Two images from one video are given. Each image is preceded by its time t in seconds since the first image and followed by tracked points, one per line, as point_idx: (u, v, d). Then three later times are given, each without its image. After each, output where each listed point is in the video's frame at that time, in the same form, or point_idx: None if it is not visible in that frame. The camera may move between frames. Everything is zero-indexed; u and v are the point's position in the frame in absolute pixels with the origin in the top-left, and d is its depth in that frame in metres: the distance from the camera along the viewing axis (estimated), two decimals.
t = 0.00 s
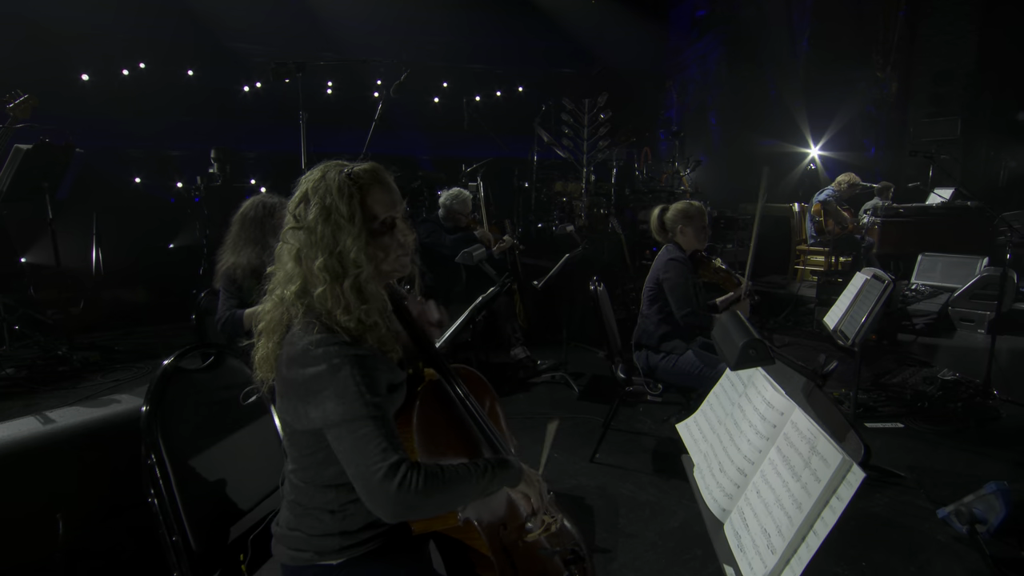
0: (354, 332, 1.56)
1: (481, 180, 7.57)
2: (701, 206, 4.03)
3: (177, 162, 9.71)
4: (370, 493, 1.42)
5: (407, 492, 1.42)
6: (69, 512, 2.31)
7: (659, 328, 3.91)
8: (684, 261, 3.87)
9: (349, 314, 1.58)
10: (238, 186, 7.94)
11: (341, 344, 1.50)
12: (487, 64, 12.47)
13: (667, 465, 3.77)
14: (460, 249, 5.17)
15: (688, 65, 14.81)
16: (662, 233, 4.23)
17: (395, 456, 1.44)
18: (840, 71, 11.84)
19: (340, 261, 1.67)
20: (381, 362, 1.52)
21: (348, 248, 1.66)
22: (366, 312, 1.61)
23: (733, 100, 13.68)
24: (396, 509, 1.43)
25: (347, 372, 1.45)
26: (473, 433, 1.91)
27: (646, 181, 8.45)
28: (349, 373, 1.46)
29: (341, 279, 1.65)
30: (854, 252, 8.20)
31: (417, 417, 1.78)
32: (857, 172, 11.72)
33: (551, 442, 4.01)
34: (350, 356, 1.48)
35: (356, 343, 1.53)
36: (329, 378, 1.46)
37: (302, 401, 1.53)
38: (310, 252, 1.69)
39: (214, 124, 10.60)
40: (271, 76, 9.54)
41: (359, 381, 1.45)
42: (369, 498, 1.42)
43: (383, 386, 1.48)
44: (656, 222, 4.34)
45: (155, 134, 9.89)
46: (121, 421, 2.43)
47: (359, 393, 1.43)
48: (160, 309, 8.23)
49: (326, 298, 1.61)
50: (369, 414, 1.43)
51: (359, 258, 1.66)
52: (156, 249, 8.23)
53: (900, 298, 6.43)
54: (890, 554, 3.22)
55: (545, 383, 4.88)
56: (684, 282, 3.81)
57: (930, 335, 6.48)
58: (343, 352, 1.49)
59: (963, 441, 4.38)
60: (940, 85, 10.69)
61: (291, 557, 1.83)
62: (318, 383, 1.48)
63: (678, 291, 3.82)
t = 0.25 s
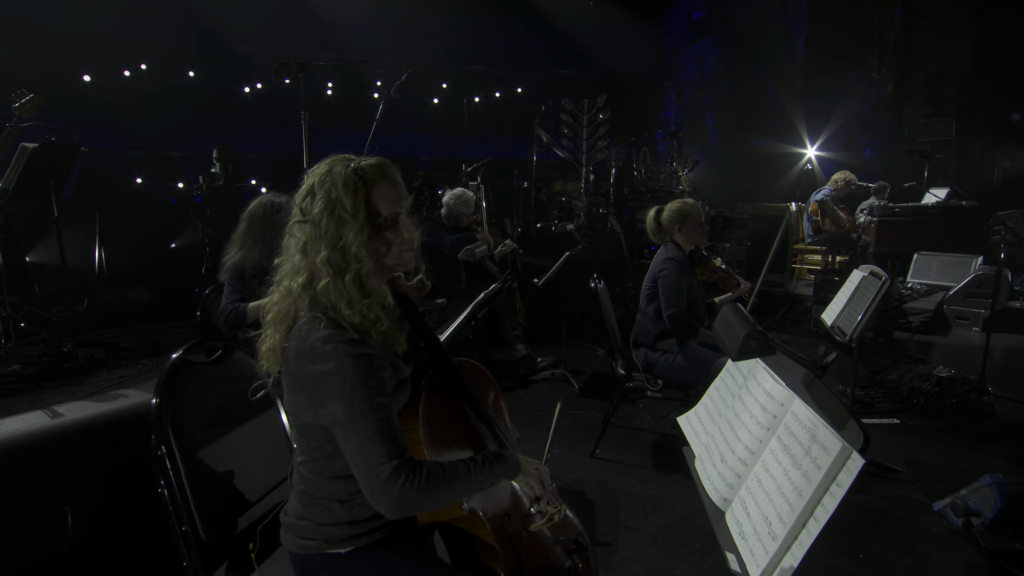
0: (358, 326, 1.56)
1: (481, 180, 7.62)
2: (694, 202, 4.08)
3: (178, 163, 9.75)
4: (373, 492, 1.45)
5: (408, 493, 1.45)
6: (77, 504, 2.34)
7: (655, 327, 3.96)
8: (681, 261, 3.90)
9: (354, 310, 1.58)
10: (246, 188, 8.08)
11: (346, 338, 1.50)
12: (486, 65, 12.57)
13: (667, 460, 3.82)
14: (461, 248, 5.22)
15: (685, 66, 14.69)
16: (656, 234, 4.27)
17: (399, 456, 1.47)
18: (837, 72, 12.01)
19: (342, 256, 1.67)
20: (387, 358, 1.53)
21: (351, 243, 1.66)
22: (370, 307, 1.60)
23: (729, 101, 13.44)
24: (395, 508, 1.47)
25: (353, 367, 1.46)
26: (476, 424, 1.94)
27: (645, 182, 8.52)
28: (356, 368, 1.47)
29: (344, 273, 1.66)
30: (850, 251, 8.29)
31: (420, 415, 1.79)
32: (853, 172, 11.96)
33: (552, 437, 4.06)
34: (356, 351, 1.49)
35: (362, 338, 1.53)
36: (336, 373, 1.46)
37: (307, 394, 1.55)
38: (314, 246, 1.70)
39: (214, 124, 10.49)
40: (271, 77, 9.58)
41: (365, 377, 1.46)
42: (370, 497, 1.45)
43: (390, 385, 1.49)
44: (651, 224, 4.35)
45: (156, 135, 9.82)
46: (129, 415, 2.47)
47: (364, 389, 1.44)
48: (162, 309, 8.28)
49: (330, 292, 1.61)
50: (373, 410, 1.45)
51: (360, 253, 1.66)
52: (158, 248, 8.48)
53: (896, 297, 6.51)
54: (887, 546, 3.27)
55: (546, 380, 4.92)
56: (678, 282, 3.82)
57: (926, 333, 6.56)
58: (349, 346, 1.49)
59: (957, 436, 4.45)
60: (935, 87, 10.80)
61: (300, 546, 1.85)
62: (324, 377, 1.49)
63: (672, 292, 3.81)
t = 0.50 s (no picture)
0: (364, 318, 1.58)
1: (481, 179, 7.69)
2: (691, 200, 4.13)
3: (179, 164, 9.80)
4: (394, 466, 1.47)
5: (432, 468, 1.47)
6: (83, 499, 2.34)
7: (653, 325, 4.01)
8: (679, 261, 3.92)
9: (360, 304, 1.60)
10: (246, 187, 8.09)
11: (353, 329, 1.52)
12: (485, 66, 12.66)
13: (666, 455, 3.86)
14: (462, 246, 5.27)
15: (682, 66, 14.89)
16: (653, 234, 4.30)
17: (418, 434, 1.49)
18: (834, 73, 12.11)
19: (353, 251, 1.67)
20: (394, 347, 1.55)
21: (362, 239, 1.66)
22: (376, 302, 1.63)
23: (727, 100, 13.56)
24: (420, 484, 1.48)
25: (364, 353, 1.48)
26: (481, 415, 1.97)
27: (643, 182, 8.60)
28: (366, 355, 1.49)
29: (354, 269, 1.66)
30: (846, 250, 8.38)
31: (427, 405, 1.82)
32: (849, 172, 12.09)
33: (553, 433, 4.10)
34: (364, 339, 1.51)
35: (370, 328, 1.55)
36: (346, 360, 1.49)
37: (314, 381, 1.57)
38: (324, 238, 1.69)
39: (214, 124, 10.57)
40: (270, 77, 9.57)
41: (374, 363, 1.48)
42: (394, 474, 1.46)
43: (399, 371, 1.52)
44: (647, 223, 4.36)
45: (157, 134, 9.86)
46: (135, 409, 2.50)
47: (374, 375, 1.46)
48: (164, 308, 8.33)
49: (337, 286, 1.63)
50: (384, 395, 1.47)
51: (371, 250, 1.66)
52: (158, 248, 8.49)
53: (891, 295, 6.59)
54: (882, 539, 3.32)
55: (546, 377, 4.97)
56: (676, 280, 3.85)
57: (921, 331, 6.65)
58: (358, 335, 1.51)
59: (952, 431, 4.51)
60: (930, 88, 10.88)
61: (307, 536, 1.88)
62: (333, 364, 1.51)
63: (669, 290, 3.83)
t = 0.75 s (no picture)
0: (371, 319, 1.59)
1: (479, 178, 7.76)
2: (687, 200, 4.17)
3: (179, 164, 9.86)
4: (367, 477, 1.50)
5: (397, 483, 1.49)
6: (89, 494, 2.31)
7: (651, 323, 4.05)
8: (676, 259, 3.97)
9: (371, 304, 1.60)
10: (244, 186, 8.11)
11: (355, 331, 1.53)
12: (483, 66, 12.78)
13: (665, 451, 3.90)
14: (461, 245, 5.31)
15: (677, 68, 15.24)
16: (651, 233, 4.35)
17: (394, 447, 1.51)
18: (829, 73, 12.14)
19: (377, 250, 1.69)
20: (393, 353, 1.56)
21: (388, 240, 1.68)
22: (388, 303, 1.62)
23: (723, 100, 13.80)
24: (384, 493, 1.51)
25: (359, 359, 1.50)
26: (481, 414, 2.00)
27: (640, 182, 8.68)
28: (362, 361, 1.50)
29: (375, 267, 1.67)
30: (842, 249, 8.46)
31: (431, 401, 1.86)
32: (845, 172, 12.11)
33: (553, 428, 4.14)
34: (364, 344, 1.52)
35: (372, 332, 1.56)
36: (341, 363, 1.50)
37: (312, 379, 1.58)
38: (349, 234, 1.70)
39: (214, 124, 10.71)
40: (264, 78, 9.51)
41: (369, 370, 1.49)
42: (362, 481, 1.50)
43: (393, 379, 1.53)
44: (644, 223, 4.42)
45: (157, 135, 9.92)
46: (141, 402, 2.49)
47: (364, 383, 1.47)
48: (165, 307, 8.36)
49: (355, 283, 1.65)
50: (372, 404, 1.48)
51: (396, 252, 1.68)
52: (159, 247, 8.50)
53: (886, 293, 6.66)
54: (879, 532, 3.36)
55: (545, 375, 5.02)
56: (673, 278, 3.89)
57: (916, 329, 6.73)
58: (359, 338, 1.53)
59: (947, 427, 4.56)
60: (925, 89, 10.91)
61: (311, 526, 1.89)
62: (329, 365, 1.52)
63: (667, 289, 3.87)
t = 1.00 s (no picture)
0: (381, 306, 1.63)
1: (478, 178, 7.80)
2: (686, 199, 4.22)
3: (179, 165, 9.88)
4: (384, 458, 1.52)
5: (419, 463, 1.53)
6: (93, 488, 2.33)
7: (649, 320, 4.10)
8: (673, 258, 4.03)
9: (380, 291, 1.64)
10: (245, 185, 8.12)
11: (367, 318, 1.57)
12: (481, 68, 12.82)
13: (663, 447, 3.94)
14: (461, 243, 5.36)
15: (675, 69, 14.92)
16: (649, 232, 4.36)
17: (414, 429, 1.54)
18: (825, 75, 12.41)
19: (385, 238, 1.73)
20: (404, 339, 1.60)
21: (397, 229, 1.73)
22: (396, 289, 1.66)
23: (720, 101, 13.69)
24: (405, 475, 1.54)
25: (373, 343, 1.53)
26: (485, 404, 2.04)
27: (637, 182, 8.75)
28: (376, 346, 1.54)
29: (383, 255, 1.71)
30: (837, 249, 8.56)
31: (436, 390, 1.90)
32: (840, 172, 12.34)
33: (552, 425, 4.19)
34: (377, 330, 1.56)
35: (384, 319, 1.60)
36: (354, 348, 1.53)
37: (322, 366, 1.61)
38: (359, 222, 1.74)
39: (213, 124, 10.72)
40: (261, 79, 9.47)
41: (383, 355, 1.53)
42: (386, 463, 1.52)
43: (406, 364, 1.57)
44: (642, 221, 4.41)
45: (156, 135, 9.82)
46: (146, 399, 2.50)
47: (380, 367, 1.51)
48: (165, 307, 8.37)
49: (363, 270, 1.68)
50: (387, 387, 1.52)
51: (404, 241, 1.73)
52: (159, 246, 8.54)
53: (881, 292, 6.73)
54: (874, 525, 3.41)
55: (545, 372, 5.06)
56: (671, 276, 3.94)
57: (910, 326, 6.81)
58: (371, 325, 1.57)
59: (940, 422, 4.63)
60: (919, 90, 11.09)
61: (317, 517, 1.91)
62: (342, 351, 1.55)
63: (664, 287, 3.93)
